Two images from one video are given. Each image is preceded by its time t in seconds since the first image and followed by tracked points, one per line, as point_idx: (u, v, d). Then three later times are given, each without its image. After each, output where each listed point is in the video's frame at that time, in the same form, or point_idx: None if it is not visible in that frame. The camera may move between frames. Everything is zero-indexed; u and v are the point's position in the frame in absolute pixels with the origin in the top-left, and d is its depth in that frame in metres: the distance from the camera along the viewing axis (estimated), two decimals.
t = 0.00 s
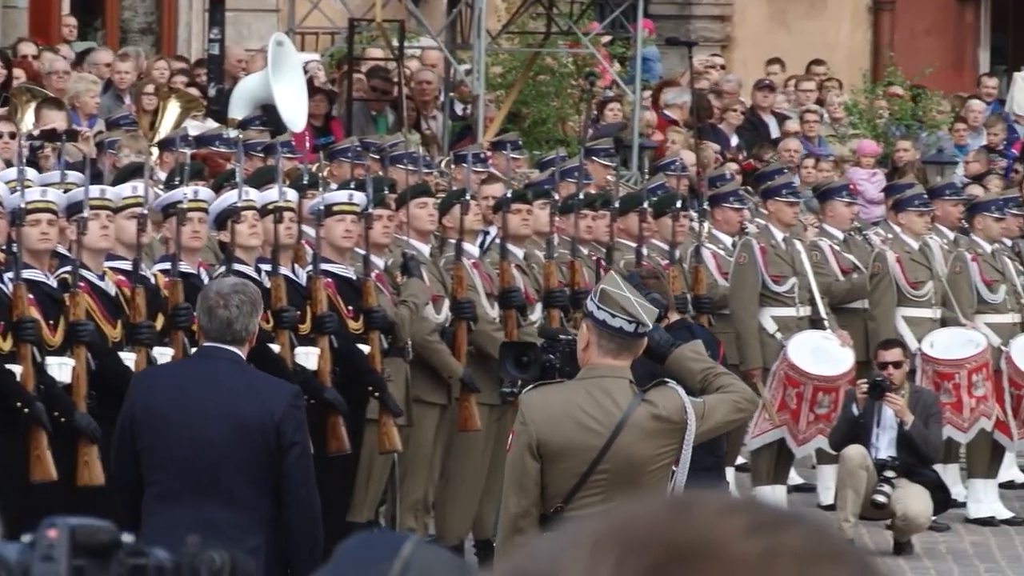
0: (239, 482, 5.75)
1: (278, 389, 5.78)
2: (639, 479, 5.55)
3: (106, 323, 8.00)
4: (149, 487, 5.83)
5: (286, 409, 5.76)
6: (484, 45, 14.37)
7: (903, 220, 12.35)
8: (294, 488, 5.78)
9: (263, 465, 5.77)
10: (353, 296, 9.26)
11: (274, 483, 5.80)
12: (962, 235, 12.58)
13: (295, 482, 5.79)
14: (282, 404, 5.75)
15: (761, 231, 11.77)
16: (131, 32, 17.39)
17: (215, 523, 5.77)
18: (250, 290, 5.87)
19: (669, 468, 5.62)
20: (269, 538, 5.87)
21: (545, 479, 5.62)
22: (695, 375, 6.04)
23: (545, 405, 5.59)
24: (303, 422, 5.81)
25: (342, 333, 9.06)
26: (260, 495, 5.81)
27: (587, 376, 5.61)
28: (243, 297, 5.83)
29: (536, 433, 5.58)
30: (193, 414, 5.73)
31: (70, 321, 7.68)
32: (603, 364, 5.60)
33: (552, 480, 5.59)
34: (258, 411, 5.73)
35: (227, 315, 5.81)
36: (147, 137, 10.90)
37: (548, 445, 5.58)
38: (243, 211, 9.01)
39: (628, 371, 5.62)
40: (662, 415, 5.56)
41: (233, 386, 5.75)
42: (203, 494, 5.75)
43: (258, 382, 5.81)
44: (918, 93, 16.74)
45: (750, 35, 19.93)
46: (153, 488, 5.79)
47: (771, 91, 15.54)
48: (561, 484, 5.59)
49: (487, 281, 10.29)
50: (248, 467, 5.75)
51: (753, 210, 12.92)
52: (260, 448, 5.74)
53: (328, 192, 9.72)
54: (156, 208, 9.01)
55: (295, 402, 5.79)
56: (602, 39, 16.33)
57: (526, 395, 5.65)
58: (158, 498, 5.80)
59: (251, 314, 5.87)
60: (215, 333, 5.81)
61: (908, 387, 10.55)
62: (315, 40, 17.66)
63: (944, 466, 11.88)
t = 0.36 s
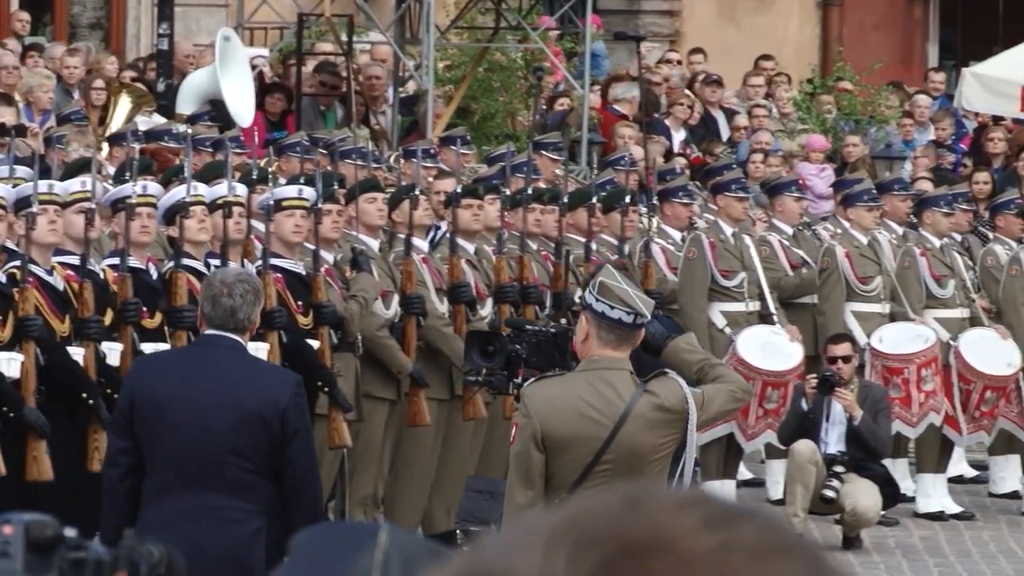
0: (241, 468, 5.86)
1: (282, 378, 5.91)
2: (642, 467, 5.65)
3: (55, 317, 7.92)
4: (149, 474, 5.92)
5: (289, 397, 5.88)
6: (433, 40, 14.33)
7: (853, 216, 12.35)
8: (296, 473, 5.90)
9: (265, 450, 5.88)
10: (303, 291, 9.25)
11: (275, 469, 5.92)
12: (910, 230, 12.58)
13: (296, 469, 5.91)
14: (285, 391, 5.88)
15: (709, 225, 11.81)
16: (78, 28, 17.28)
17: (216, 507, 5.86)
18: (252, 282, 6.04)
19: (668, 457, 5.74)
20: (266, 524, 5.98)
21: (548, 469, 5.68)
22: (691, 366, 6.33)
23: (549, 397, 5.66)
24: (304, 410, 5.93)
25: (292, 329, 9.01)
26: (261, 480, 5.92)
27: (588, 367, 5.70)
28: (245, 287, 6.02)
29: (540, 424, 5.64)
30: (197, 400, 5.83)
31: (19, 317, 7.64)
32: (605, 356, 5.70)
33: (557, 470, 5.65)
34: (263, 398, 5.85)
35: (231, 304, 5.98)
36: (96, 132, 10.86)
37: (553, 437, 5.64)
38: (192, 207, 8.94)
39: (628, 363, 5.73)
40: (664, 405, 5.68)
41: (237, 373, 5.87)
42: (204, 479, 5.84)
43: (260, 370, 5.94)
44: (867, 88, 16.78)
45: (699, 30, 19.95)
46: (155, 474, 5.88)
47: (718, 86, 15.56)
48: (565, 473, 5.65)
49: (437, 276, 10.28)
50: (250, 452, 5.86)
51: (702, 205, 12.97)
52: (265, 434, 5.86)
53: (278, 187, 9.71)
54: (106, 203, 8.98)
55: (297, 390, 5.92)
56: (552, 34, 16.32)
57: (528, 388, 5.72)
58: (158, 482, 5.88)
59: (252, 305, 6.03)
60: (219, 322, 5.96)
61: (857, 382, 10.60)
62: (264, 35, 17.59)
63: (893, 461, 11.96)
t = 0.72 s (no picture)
0: (225, 472, 5.80)
1: (259, 381, 5.87)
2: (624, 469, 5.81)
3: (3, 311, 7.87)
4: (130, 481, 5.87)
5: (267, 399, 5.84)
6: (381, 33, 14.28)
7: (802, 209, 12.35)
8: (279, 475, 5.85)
9: (247, 454, 5.82)
10: (251, 286, 9.19)
11: (258, 473, 5.86)
12: (859, 224, 12.60)
13: (278, 473, 5.86)
14: (263, 394, 5.84)
15: (660, 220, 11.83)
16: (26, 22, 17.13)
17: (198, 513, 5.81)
18: (226, 286, 5.99)
19: (651, 458, 5.89)
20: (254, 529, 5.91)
21: (532, 472, 5.85)
22: (671, 371, 6.45)
23: (530, 403, 5.83)
24: (283, 411, 5.89)
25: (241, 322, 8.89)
26: (245, 484, 5.85)
27: (569, 372, 5.86)
28: (220, 292, 5.95)
29: (522, 429, 5.81)
30: (176, 406, 5.78)
31: None
32: (586, 361, 5.86)
33: (540, 472, 5.82)
34: (241, 400, 5.80)
35: (206, 310, 5.92)
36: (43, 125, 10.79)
37: (535, 440, 5.81)
38: (141, 201, 8.91)
39: (609, 367, 5.88)
40: (644, 408, 5.83)
41: (215, 377, 5.82)
42: (186, 484, 5.79)
43: (237, 374, 5.89)
44: (816, 83, 16.82)
45: (648, 25, 19.94)
46: (136, 481, 5.83)
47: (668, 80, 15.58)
48: (548, 475, 5.82)
49: (385, 270, 10.27)
50: (232, 455, 5.80)
51: (651, 200, 12.98)
52: (246, 437, 5.81)
53: (226, 182, 9.68)
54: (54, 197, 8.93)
55: (276, 393, 5.88)
56: (502, 28, 16.27)
57: (511, 393, 5.88)
58: (140, 489, 5.83)
59: (227, 308, 5.98)
60: (193, 327, 5.91)
61: (806, 376, 10.64)
62: (213, 29, 17.47)
63: (843, 456, 12.02)
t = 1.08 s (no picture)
0: (203, 448, 6.17)
1: (239, 364, 6.20)
2: (591, 446, 5.81)
3: None
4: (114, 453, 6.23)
5: (246, 381, 6.18)
6: (329, 30, 14.22)
7: (750, 206, 12.37)
8: (255, 453, 6.22)
9: (224, 432, 6.20)
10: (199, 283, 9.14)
11: (234, 450, 6.24)
12: (807, 220, 12.65)
13: (253, 451, 6.23)
14: (243, 375, 6.18)
15: (608, 218, 11.89)
16: None
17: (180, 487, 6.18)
18: (210, 269, 6.29)
19: (618, 436, 5.89)
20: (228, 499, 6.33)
21: (501, 446, 5.86)
22: (645, 351, 6.22)
23: (502, 377, 5.84)
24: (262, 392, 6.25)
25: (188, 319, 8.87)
26: (221, 459, 6.23)
27: (541, 348, 5.86)
28: (204, 275, 6.25)
29: (493, 402, 5.82)
30: (161, 386, 6.12)
31: None
32: (558, 338, 5.85)
33: (508, 446, 5.84)
34: (220, 382, 6.15)
35: (189, 292, 6.22)
36: None
37: (505, 415, 5.83)
38: (89, 198, 8.83)
39: (580, 344, 5.87)
40: (613, 385, 5.82)
41: (195, 359, 6.15)
42: (169, 460, 6.15)
43: (219, 355, 6.22)
44: (765, 80, 16.86)
45: (596, 22, 19.97)
46: (122, 454, 6.17)
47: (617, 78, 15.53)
48: (516, 449, 5.83)
49: (333, 267, 10.22)
50: (210, 433, 6.17)
51: (599, 196, 13.01)
52: (223, 416, 6.17)
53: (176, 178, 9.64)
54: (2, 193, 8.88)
55: (254, 375, 6.22)
56: (451, 24, 16.27)
57: (483, 366, 5.90)
58: (125, 463, 6.17)
59: (211, 290, 6.28)
60: (178, 309, 6.21)
61: (755, 373, 10.66)
62: (161, 26, 17.40)
63: (791, 452, 12.07)
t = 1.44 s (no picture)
0: (207, 448, 5.92)
1: (246, 364, 5.98)
2: (581, 446, 5.74)
3: None
4: (117, 455, 5.98)
5: (253, 381, 5.94)
6: (284, 27, 14.00)
7: (707, 202, 12.16)
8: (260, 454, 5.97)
9: (230, 433, 5.95)
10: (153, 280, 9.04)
11: (238, 451, 5.99)
12: (764, 217, 12.62)
13: (258, 453, 5.99)
14: (249, 376, 5.94)
15: (564, 214, 11.88)
16: None
17: (183, 487, 5.91)
18: (215, 270, 6.13)
19: (608, 437, 5.82)
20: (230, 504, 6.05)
21: (492, 447, 5.78)
22: (632, 352, 6.38)
23: (492, 379, 5.77)
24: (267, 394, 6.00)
25: (142, 316, 8.82)
26: (224, 461, 5.98)
27: (531, 351, 5.78)
28: (210, 275, 6.09)
29: (484, 404, 5.75)
30: (166, 382, 5.88)
31: None
32: (548, 340, 5.78)
33: (499, 448, 5.76)
34: (228, 380, 5.90)
35: (195, 291, 6.05)
36: None
37: (496, 416, 5.75)
38: (43, 193, 8.72)
39: (570, 346, 5.81)
40: (603, 387, 5.75)
41: (202, 356, 5.93)
42: (173, 459, 5.90)
43: (225, 355, 6.00)
44: (721, 76, 16.82)
45: (553, 18, 19.92)
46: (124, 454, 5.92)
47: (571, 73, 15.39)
48: (508, 451, 5.75)
49: (288, 263, 10.19)
50: (214, 433, 5.92)
51: (556, 193, 12.97)
52: (229, 416, 5.92)
53: (129, 175, 9.54)
54: None
55: (261, 376, 5.99)
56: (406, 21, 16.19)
57: (473, 368, 5.82)
58: (128, 462, 5.92)
59: (216, 291, 6.12)
60: (183, 308, 6.03)
61: (712, 369, 10.63)
62: (114, 22, 17.28)
63: (748, 449, 12.04)
